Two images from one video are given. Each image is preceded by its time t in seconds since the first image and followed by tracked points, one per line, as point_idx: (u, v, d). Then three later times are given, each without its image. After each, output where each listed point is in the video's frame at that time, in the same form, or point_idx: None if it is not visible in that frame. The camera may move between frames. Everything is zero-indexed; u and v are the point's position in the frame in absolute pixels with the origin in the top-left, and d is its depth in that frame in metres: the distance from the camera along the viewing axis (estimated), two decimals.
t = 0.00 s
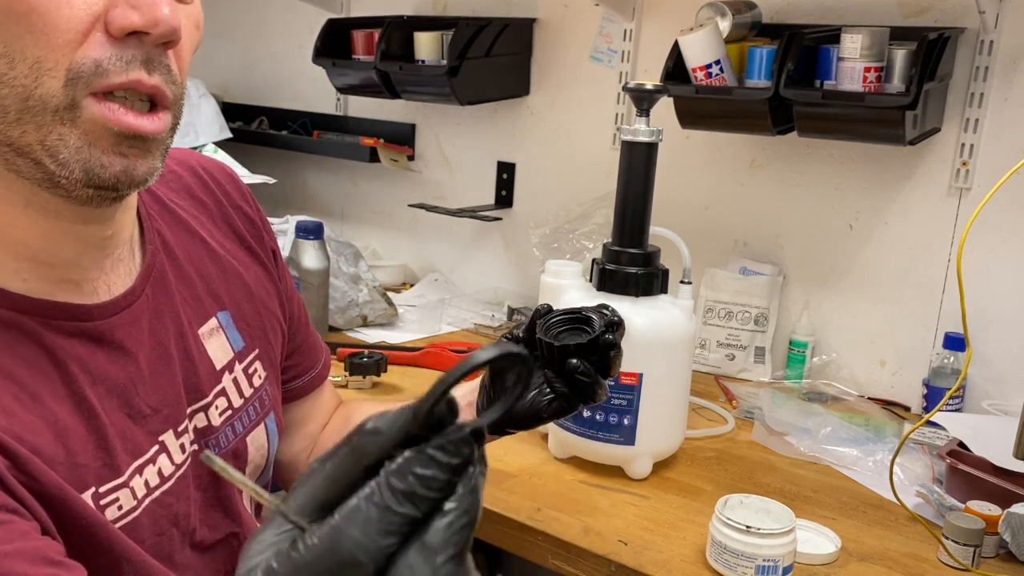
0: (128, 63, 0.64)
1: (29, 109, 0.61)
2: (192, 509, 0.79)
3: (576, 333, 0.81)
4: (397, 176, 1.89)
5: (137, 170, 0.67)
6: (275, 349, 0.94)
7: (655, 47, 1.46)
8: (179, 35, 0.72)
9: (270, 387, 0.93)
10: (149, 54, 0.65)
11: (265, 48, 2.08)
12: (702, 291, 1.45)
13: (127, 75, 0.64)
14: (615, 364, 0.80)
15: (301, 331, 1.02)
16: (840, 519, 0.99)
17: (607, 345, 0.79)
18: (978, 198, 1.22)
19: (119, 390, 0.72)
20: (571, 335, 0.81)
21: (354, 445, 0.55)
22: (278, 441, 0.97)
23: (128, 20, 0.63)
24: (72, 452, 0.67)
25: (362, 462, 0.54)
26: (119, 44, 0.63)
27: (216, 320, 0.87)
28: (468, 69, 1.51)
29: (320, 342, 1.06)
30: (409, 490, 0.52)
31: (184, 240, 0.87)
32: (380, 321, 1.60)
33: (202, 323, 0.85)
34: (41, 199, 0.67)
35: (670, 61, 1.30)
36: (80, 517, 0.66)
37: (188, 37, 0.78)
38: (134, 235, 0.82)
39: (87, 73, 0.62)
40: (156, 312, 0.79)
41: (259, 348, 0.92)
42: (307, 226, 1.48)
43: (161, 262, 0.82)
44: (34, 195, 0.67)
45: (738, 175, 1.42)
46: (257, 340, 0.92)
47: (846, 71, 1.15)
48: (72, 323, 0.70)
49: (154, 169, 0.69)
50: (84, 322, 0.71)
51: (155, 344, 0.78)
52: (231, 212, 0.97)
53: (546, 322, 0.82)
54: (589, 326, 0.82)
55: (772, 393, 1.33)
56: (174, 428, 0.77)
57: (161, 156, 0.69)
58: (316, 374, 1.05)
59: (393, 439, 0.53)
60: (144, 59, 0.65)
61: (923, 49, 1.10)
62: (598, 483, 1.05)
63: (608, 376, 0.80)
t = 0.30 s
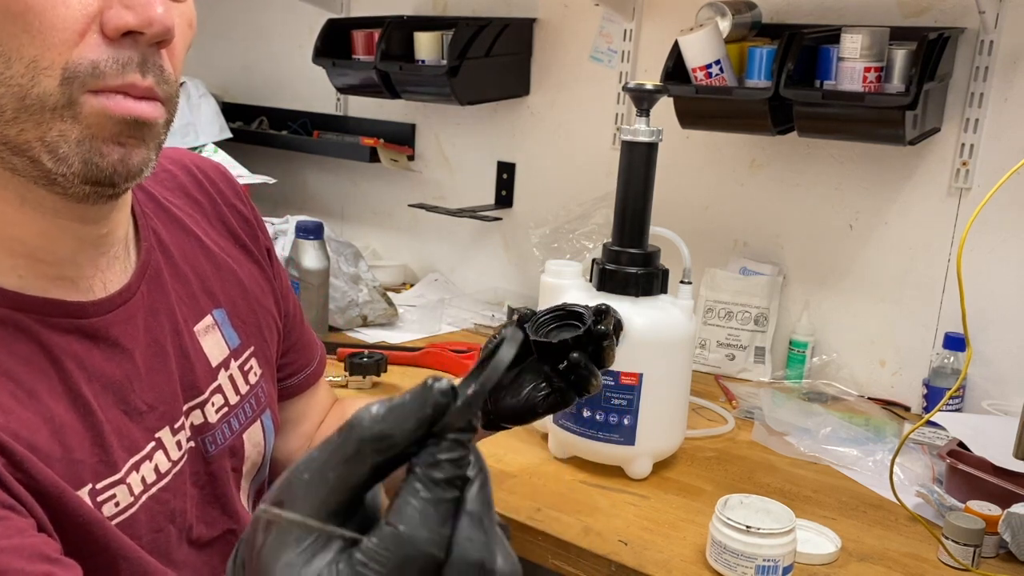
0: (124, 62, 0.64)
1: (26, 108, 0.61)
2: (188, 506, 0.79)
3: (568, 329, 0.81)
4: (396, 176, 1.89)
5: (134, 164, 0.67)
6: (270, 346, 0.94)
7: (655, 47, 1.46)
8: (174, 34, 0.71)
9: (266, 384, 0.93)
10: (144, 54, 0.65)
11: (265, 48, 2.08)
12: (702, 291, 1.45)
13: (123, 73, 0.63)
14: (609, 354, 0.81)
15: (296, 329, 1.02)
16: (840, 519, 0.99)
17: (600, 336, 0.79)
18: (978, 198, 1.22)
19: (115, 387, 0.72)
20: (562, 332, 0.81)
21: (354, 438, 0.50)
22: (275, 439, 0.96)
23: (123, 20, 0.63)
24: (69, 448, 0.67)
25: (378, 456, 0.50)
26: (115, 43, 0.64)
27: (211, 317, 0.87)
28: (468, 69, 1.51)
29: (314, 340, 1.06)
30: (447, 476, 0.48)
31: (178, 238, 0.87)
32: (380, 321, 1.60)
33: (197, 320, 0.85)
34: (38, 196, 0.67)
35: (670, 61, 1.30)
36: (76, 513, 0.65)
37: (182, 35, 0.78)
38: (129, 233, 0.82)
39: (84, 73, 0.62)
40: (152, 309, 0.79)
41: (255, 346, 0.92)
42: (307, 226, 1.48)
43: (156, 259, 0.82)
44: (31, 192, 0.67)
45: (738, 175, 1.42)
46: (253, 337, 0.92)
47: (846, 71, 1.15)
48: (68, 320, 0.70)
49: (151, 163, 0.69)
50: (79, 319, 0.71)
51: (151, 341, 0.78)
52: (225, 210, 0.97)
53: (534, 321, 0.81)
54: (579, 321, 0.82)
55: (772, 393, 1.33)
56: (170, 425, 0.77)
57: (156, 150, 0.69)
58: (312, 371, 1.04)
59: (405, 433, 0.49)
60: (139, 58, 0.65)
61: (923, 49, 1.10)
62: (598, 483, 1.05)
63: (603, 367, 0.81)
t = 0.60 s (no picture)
0: (129, 62, 0.64)
1: (31, 108, 0.61)
2: (186, 503, 0.79)
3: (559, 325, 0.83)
4: (396, 176, 1.89)
5: (138, 164, 0.67)
6: (267, 344, 0.94)
7: (655, 47, 1.46)
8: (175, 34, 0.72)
9: (263, 382, 0.93)
10: (148, 54, 0.65)
11: (265, 47, 2.08)
12: (702, 291, 1.45)
13: (128, 73, 0.64)
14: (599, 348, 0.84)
15: (292, 327, 1.02)
16: (840, 519, 0.99)
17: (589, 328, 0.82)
18: (978, 198, 1.22)
19: (114, 385, 0.72)
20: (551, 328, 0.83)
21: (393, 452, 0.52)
22: (272, 437, 0.97)
23: (127, 21, 0.63)
24: (70, 447, 0.67)
25: (423, 464, 0.52)
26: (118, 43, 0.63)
27: (209, 315, 0.87)
28: (468, 69, 1.51)
29: (309, 337, 1.06)
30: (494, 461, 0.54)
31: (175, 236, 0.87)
32: (380, 321, 1.60)
33: (195, 319, 0.85)
34: (39, 196, 0.68)
35: (670, 61, 1.30)
36: (76, 513, 0.65)
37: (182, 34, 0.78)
38: (126, 232, 0.82)
39: (89, 72, 0.62)
40: (149, 308, 0.79)
41: (251, 343, 0.92)
42: (307, 226, 1.48)
43: (154, 258, 0.82)
44: (33, 192, 0.67)
45: (738, 175, 1.42)
46: (249, 335, 0.92)
47: (846, 71, 1.15)
48: (68, 319, 0.70)
49: (154, 162, 0.69)
50: (78, 318, 0.71)
51: (149, 339, 0.78)
52: (221, 209, 0.97)
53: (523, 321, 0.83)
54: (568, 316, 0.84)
55: (772, 393, 1.33)
56: (169, 423, 0.77)
57: (160, 149, 0.70)
58: (307, 369, 1.05)
59: (449, 433, 0.53)
60: (144, 58, 0.65)
61: (923, 49, 1.10)
62: (598, 483, 1.05)
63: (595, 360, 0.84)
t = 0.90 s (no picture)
0: (129, 60, 0.64)
1: (33, 107, 0.61)
2: (188, 505, 0.79)
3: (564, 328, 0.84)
4: (396, 176, 1.89)
5: (141, 160, 0.67)
6: (269, 344, 0.94)
7: (655, 47, 1.46)
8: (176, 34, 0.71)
9: (265, 383, 0.93)
10: (150, 53, 0.65)
11: (265, 48, 2.08)
12: (702, 291, 1.45)
13: (129, 70, 0.64)
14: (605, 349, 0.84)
15: (294, 327, 1.02)
16: (840, 519, 0.99)
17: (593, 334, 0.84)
18: (978, 198, 1.22)
19: (117, 387, 0.72)
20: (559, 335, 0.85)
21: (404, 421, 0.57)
22: (274, 438, 0.97)
23: (128, 20, 0.63)
24: (72, 450, 0.67)
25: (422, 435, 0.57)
26: (118, 42, 0.63)
27: (210, 316, 0.87)
28: (468, 69, 1.51)
29: (311, 337, 1.06)
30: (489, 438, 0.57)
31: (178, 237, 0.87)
32: (380, 321, 1.60)
33: (197, 320, 0.85)
34: (40, 198, 0.67)
35: (670, 61, 1.30)
36: (77, 517, 0.65)
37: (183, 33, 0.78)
38: (128, 233, 0.82)
39: (90, 70, 0.62)
40: (151, 309, 0.79)
41: (253, 344, 0.92)
42: (307, 226, 1.48)
43: (156, 259, 0.82)
44: (33, 194, 0.67)
45: (738, 175, 1.42)
46: (251, 336, 0.92)
47: (846, 71, 1.15)
48: (70, 321, 0.70)
49: (156, 160, 0.69)
50: (81, 320, 0.71)
51: (151, 341, 0.78)
52: (223, 209, 0.97)
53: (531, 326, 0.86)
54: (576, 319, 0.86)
55: (772, 393, 1.33)
56: (171, 424, 0.77)
57: (162, 147, 0.70)
58: (309, 369, 1.05)
59: (447, 416, 0.57)
60: (145, 57, 0.65)
61: (923, 49, 1.10)
62: (598, 483, 1.05)
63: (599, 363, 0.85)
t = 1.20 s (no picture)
0: (135, 68, 0.64)
1: (38, 118, 0.61)
2: (192, 511, 0.79)
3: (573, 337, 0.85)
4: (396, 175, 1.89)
5: (146, 174, 0.67)
6: (274, 348, 0.94)
7: (655, 47, 1.46)
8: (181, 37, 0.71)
9: (270, 388, 0.93)
10: (155, 59, 0.65)
11: (265, 47, 2.08)
12: (702, 291, 1.45)
13: (135, 79, 0.64)
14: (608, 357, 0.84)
15: (299, 330, 1.02)
16: (840, 519, 0.99)
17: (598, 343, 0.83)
18: (978, 198, 1.22)
19: (122, 395, 0.73)
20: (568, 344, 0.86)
21: (415, 431, 0.62)
22: (279, 442, 0.97)
23: (133, 25, 0.63)
24: (77, 459, 0.67)
25: (429, 441, 0.61)
26: (123, 47, 0.63)
27: (216, 321, 0.87)
28: (468, 69, 1.51)
29: (316, 340, 1.06)
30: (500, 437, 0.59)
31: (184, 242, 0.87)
32: (380, 321, 1.60)
33: (201, 325, 0.85)
34: (43, 206, 0.67)
35: (670, 61, 1.30)
36: (79, 529, 0.65)
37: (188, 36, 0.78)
38: (133, 238, 0.82)
39: (96, 81, 0.62)
40: (156, 315, 0.79)
41: (258, 349, 0.92)
42: (307, 226, 1.48)
43: (161, 264, 0.82)
44: (36, 202, 0.67)
45: (738, 175, 1.42)
46: (256, 340, 0.92)
47: (846, 71, 1.15)
48: (75, 329, 0.70)
49: (160, 171, 0.69)
50: (85, 328, 0.70)
51: (155, 348, 0.77)
52: (228, 212, 0.97)
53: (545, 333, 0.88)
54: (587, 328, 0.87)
55: (772, 393, 1.33)
56: (176, 431, 0.77)
57: (166, 158, 0.70)
58: (313, 372, 1.05)
59: (454, 420, 0.61)
60: (149, 62, 0.65)
61: (923, 49, 1.10)
62: (598, 483, 1.05)
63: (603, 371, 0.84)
